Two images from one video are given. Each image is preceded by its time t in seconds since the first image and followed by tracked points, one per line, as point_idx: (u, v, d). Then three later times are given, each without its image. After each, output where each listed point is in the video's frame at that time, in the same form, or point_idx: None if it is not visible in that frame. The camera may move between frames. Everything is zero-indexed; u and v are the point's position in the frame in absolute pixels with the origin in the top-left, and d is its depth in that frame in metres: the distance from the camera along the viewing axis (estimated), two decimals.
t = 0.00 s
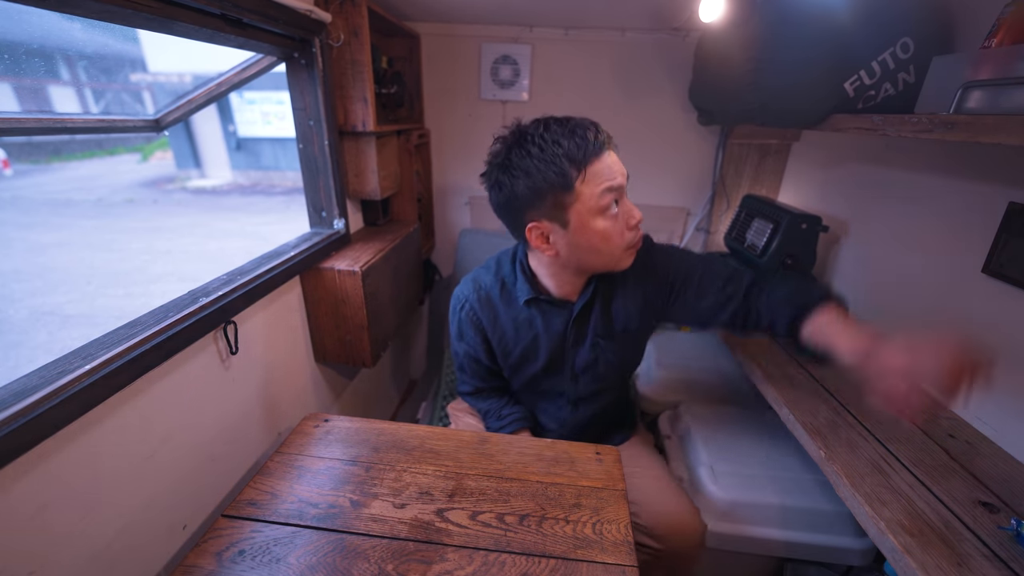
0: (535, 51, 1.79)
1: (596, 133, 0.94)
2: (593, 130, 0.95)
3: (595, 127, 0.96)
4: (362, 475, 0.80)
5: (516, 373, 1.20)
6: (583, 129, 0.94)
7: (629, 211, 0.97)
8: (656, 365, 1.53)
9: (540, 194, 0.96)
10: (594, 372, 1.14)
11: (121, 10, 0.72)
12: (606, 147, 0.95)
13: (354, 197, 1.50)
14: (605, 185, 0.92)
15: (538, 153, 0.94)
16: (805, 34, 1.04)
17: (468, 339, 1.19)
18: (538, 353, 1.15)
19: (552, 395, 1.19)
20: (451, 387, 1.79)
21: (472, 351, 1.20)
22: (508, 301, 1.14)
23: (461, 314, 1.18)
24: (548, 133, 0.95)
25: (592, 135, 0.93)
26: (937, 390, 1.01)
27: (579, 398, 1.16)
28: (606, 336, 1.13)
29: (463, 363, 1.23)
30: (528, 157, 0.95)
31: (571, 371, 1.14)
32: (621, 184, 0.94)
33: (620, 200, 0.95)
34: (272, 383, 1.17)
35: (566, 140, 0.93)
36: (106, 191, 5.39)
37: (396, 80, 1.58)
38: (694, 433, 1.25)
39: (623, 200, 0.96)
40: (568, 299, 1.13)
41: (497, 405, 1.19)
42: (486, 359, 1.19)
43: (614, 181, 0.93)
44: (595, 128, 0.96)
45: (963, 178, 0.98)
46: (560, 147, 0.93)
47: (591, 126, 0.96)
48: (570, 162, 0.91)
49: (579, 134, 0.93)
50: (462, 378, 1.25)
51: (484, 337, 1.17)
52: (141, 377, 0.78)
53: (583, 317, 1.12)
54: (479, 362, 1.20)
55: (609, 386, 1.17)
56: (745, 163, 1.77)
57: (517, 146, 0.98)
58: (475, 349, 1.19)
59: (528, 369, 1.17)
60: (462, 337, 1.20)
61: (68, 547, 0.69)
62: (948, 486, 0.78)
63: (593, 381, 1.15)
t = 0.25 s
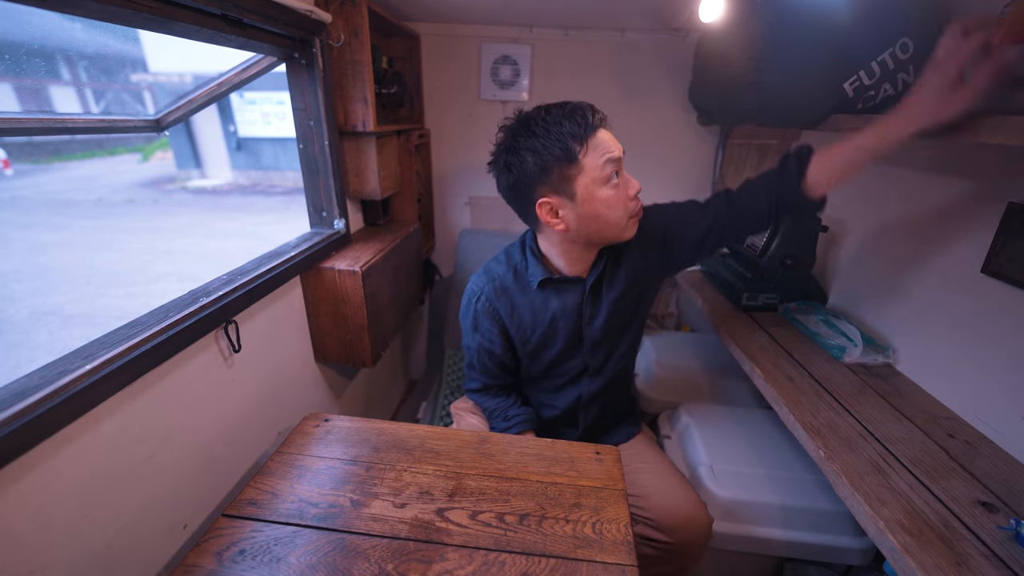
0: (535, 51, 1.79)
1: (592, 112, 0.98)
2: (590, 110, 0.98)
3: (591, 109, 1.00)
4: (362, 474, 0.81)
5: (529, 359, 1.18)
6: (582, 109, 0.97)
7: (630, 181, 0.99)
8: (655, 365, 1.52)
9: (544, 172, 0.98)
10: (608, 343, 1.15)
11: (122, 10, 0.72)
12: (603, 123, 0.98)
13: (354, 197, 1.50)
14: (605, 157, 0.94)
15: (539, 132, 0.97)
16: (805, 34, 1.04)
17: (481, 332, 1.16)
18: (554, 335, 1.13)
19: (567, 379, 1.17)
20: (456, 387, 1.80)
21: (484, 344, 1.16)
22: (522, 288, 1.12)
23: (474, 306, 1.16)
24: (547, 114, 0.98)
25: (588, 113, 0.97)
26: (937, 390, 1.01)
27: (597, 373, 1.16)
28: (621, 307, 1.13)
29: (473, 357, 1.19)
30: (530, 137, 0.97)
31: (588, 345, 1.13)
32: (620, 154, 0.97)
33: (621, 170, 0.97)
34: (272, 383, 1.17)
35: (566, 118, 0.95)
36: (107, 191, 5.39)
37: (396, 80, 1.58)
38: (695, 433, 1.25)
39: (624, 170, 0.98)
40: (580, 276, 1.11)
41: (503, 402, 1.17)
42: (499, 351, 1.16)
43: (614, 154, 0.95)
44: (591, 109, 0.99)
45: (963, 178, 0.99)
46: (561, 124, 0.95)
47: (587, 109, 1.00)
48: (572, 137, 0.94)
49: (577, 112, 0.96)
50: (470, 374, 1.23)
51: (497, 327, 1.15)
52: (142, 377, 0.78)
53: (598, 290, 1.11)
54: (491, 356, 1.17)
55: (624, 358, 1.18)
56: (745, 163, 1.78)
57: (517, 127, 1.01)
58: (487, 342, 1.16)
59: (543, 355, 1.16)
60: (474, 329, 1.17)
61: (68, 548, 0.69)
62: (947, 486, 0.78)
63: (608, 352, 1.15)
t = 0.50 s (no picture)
0: (535, 51, 1.80)
1: (600, 106, 1.01)
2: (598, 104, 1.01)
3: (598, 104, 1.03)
4: (362, 474, 0.81)
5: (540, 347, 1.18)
6: (589, 103, 1.00)
7: (636, 170, 1.00)
8: (656, 364, 1.52)
9: (552, 163, 1.01)
10: (618, 330, 1.15)
11: (122, 11, 0.73)
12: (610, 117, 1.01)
13: (354, 197, 1.50)
14: (610, 148, 0.96)
15: (547, 125, 1.00)
16: (804, 34, 1.04)
17: (492, 319, 1.16)
18: (565, 322, 1.13)
19: (578, 368, 1.17)
20: (457, 386, 1.81)
21: (494, 333, 1.16)
22: (533, 275, 1.13)
23: (486, 293, 1.17)
24: (557, 108, 1.02)
25: (595, 106, 1.00)
26: (936, 390, 1.01)
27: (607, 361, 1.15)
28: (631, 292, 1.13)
29: (483, 345, 1.19)
30: (539, 130, 1.02)
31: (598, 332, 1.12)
32: (626, 143, 0.98)
33: (626, 159, 0.98)
34: (272, 383, 1.18)
35: (572, 112, 0.99)
36: (107, 191, 5.40)
37: (396, 80, 1.58)
38: (695, 433, 1.25)
39: (629, 159, 0.99)
40: (590, 264, 1.12)
41: (505, 396, 1.16)
42: (508, 340, 1.15)
43: (619, 144, 0.97)
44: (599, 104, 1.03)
45: (963, 178, 0.99)
46: (568, 117, 0.99)
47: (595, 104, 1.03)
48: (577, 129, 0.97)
49: (585, 104, 1.00)
50: (478, 364, 1.22)
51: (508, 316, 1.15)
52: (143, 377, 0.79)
53: (606, 277, 1.11)
54: (500, 345, 1.17)
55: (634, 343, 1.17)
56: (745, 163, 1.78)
57: (528, 121, 1.05)
58: (498, 329, 1.16)
59: (552, 343, 1.15)
60: (486, 316, 1.17)
61: (68, 548, 0.69)
62: (947, 486, 0.78)
63: (619, 337, 1.15)
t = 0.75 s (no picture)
0: (535, 51, 1.80)
1: (605, 102, 1.02)
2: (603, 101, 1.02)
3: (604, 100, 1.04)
4: (362, 474, 0.81)
5: (546, 340, 1.19)
6: (594, 100, 1.01)
7: (637, 166, 1.01)
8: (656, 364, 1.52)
9: (555, 158, 1.03)
10: (624, 326, 1.14)
11: (121, 11, 0.72)
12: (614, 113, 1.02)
13: (354, 197, 1.50)
14: (612, 144, 0.97)
15: (552, 122, 1.02)
16: (804, 35, 1.04)
17: (498, 310, 1.21)
18: (568, 315, 1.13)
19: (582, 363, 1.16)
20: (457, 386, 1.81)
21: (500, 324, 1.20)
22: (538, 267, 1.17)
23: (495, 284, 1.22)
24: (563, 104, 1.03)
25: (600, 103, 1.01)
26: (937, 390, 1.01)
27: (612, 356, 1.14)
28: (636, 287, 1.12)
29: (489, 337, 1.22)
30: (544, 126, 1.03)
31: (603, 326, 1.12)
32: (629, 140, 0.99)
33: (628, 155, 1.00)
34: (272, 383, 1.17)
35: (577, 108, 1.00)
36: (107, 191, 5.40)
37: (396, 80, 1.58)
38: (695, 432, 1.25)
39: (632, 156, 1.00)
40: (595, 258, 1.13)
41: (499, 382, 1.18)
42: (512, 330, 1.18)
43: (621, 141, 0.98)
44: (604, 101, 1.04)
45: (963, 178, 0.99)
46: (572, 114, 1.00)
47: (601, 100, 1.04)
48: (581, 125, 0.98)
49: (590, 101, 1.01)
50: (484, 356, 1.24)
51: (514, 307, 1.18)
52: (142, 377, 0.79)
53: (609, 271, 1.11)
54: (504, 337, 1.19)
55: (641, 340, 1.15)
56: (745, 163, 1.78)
57: (535, 117, 1.07)
58: (502, 320, 1.19)
59: (555, 336, 1.17)
60: (492, 307, 1.22)
61: (67, 549, 0.69)
62: (947, 485, 0.78)
63: (624, 333, 1.14)
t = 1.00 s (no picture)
0: (535, 51, 1.80)
1: (606, 102, 1.01)
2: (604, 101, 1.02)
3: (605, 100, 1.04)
4: (362, 474, 0.81)
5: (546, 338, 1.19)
6: (595, 100, 1.01)
7: (636, 166, 1.01)
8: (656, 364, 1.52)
9: (555, 157, 1.03)
10: (624, 323, 1.14)
11: (121, 11, 0.72)
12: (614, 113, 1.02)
13: (354, 197, 1.50)
14: (611, 144, 0.97)
15: (553, 121, 1.02)
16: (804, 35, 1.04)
17: (498, 307, 1.21)
18: (569, 312, 1.13)
19: (582, 360, 1.16)
20: (457, 386, 1.81)
21: (500, 321, 1.21)
22: (539, 265, 1.17)
23: (497, 282, 1.23)
24: (564, 104, 1.03)
25: (600, 102, 1.01)
26: (937, 390, 1.01)
27: (612, 355, 1.14)
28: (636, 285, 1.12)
29: (489, 334, 1.23)
30: (545, 125, 1.04)
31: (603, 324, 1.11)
32: (628, 140, 0.99)
33: (628, 155, 0.99)
34: (272, 383, 1.17)
35: (578, 108, 1.00)
36: (107, 191, 5.40)
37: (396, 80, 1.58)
38: (695, 432, 1.25)
39: (631, 155, 1.00)
40: (595, 256, 1.13)
41: (496, 381, 1.18)
42: (512, 327, 1.19)
43: (621, 141, 0.98)
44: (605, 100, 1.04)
45: (963, 179, 0.99)
46: (572, 114, 1.00)
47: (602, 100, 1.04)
48: (581, 125, 0.98)
49: (590, 101, 1.01)
50: (485, 354, 1.24)
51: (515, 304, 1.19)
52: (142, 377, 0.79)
53: (610, 268, 1.11)
54: (503, 333, 1.20)
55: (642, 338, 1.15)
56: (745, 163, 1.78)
57: (536, 116, 1.07)
58: (503, 317, 1.20)
59: (555, 333, 1.17)
60: (493, 304, 1.23)
61: (67, 549, 0.69)
62: (947, 485, 0.78)
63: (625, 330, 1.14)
